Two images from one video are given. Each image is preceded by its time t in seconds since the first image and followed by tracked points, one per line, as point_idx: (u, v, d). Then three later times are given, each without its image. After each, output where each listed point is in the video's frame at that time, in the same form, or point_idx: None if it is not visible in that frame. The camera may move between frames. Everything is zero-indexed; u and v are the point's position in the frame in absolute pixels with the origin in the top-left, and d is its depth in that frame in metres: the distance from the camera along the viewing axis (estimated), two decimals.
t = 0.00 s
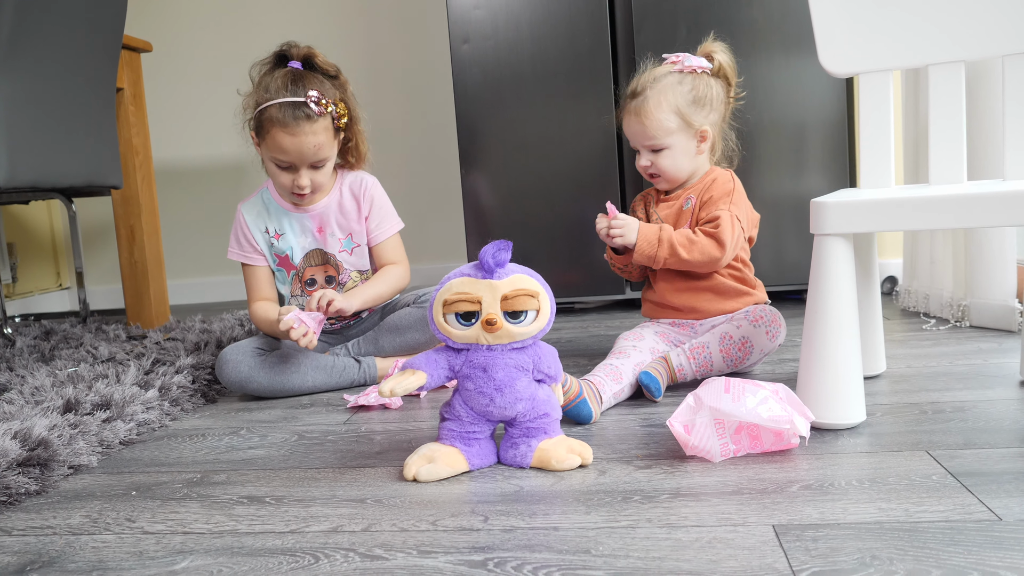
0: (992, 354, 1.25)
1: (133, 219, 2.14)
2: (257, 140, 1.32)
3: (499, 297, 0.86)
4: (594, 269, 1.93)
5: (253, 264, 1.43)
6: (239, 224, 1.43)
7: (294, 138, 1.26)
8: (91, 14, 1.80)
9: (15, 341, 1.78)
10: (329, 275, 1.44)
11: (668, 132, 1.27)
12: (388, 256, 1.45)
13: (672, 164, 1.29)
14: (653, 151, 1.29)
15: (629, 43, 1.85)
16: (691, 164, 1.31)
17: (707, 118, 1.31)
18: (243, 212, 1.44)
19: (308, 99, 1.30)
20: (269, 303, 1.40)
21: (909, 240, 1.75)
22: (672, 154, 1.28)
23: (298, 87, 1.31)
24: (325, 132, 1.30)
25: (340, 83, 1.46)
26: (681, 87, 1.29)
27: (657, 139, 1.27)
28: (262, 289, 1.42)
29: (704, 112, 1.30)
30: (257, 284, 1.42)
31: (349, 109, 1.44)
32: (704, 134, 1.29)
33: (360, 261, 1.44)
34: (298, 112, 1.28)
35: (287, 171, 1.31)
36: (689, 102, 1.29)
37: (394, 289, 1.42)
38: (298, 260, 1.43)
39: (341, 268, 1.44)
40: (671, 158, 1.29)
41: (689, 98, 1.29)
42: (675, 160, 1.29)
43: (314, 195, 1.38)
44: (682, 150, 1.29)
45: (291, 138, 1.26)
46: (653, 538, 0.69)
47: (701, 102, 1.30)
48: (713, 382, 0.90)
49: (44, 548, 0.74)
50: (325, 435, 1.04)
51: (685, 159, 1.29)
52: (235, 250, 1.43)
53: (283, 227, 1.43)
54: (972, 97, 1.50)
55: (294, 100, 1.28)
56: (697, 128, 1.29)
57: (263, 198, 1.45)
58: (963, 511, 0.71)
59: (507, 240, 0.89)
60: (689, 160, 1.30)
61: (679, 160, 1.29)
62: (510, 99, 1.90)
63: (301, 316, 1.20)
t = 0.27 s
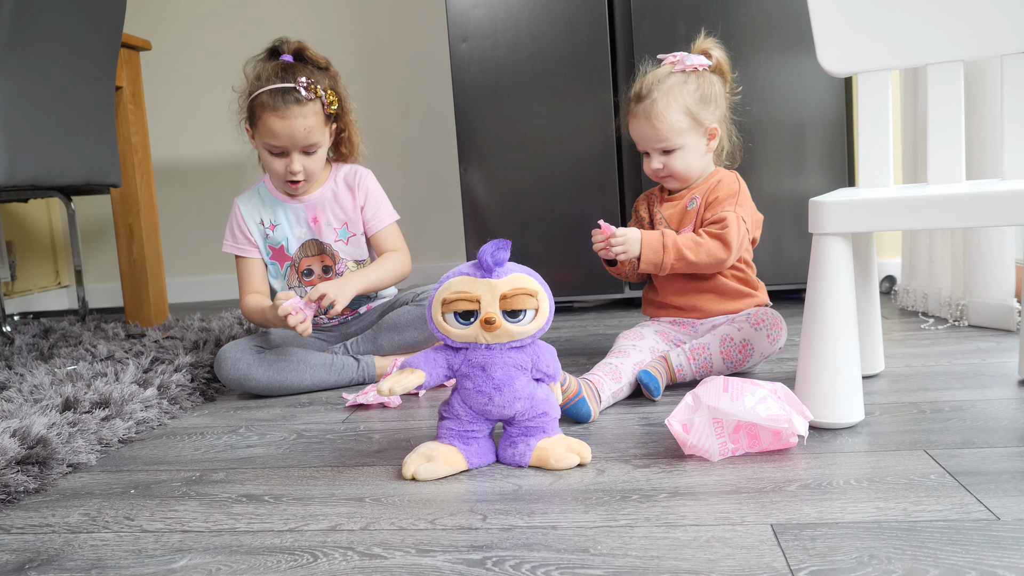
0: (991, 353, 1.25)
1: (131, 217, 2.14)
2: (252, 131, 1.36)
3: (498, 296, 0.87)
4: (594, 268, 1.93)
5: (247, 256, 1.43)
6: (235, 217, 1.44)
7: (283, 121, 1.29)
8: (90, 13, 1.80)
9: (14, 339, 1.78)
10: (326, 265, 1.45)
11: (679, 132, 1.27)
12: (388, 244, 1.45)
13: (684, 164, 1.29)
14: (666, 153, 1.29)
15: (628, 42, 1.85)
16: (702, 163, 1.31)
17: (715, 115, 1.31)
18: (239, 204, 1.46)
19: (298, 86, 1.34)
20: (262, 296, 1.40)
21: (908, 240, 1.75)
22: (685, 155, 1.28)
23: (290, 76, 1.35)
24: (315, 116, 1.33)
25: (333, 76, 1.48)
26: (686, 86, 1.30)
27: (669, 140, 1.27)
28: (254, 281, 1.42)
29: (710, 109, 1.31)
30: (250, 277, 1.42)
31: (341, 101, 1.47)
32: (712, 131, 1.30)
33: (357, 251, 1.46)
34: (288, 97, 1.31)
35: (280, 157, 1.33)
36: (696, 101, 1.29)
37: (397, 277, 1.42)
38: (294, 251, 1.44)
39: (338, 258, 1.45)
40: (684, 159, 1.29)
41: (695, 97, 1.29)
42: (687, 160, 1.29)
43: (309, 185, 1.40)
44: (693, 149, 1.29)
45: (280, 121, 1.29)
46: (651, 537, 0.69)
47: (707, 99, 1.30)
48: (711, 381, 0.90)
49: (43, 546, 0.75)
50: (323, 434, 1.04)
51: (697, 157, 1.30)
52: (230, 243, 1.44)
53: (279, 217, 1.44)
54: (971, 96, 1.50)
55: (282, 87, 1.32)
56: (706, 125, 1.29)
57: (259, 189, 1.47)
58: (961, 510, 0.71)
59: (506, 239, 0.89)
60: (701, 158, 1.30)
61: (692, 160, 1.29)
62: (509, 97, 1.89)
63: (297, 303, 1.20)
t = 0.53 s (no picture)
0: (991, 354, 1.25)
1: (132, 218, 2.14)
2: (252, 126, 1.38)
3: (498, 297, 0.87)
4: (594, 269, 1.93)
5: (248, 252, 1.44)
6: (236, 215, 1.45)
7: (281, 111, 1.31)
8: (91, 13, 1.80)
9: (15, 340, 1.78)
10: (326, 259, 1.45)
11: (684, 131, 1.27)
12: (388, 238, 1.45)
13: (689, 164, 1.29)
14: (670, 151, 1.28)
15: (628, 43, 1.85)
16: (706, 163, 1.31)
17: (719, 115, 1.31)
18: (241, 200, 1.47)
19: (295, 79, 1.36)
20: (263, 292, 1.40)
21: (908, 240, 1.75)
22: (689, 154, 1.28)
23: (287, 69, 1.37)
24: (311, 107, 1.34)
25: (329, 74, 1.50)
26: (691, 86, 1.30)
27: (674, 138, 1.27)
28: (256, 279, 1.42)
29: (714, 110, 1.31)
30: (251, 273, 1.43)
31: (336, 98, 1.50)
32: (716, 132, 1.30)
33: (357, 245, 1.46)
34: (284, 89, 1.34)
35: (278, 148, 1.35)
36: (701, 100, 1.29)
37: (398, 272, 1.41)
38: (294, 245, 1.45)
39: (337, 251, 1.46)
40: (688, 158, 1.29)
41: (700, 96, 1.29)
42: (691, 159, 1.29)
43: (308, 177, 1.41)
44: (698, 148, 1.29)
45: (278, 111, 1.31)
46: (651, 539, 0.69)
47: (711, 99, 1.30)
48: (711, 382, 0.90)
49: (44, 547, 0.75)
50: (324, 435, 1.04)
51: (701, 157, 1.29)
52: (231, 240, 1.44)
53: (279, 212, 1.45)
54: (971, 96, 1.50)
55: (279, 80, 1.35)
56: (711, 125, 1.29)
57: (261, 186, 1.48)
58: (961, 512, 0.71)
59: (505, 241, 0.89)
60: (705, 158, 1.30)
61: (696, 159, 1.29)
62: (510, 98, 1.90)
63: (302, 301, 1.20)
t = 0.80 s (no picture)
0: (992, 356, 1.25)
1: (133, 220, 2.14)
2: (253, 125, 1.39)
3: (498, 300, 0.87)
4: (595, 271, 1.94)
5: (251, 250, 1.43)
6: (240, 216, 1.46)
7: (283, 104, 1.32)
8: (92, 17, 1.80)
9: (16, 343, 1.78)
10: (329, 257, 1.45)
11: (675, 135, 1.27)
12: (388, 238, 1.45)
13: (680, 167, 1.29)
14: (662, 154, 1.29)
15: (629, 45, 1.85)
16: (699, 167, 1.31)
17: (713, 120, 1.31)
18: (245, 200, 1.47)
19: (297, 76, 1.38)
20: (268, 292, 1.39)
21: (909, 242, 1.75)
22: (680, 157, 1.29)
23: (289, 69, 1.40)
24: (312, 101, 1.36)
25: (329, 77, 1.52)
26: (685, 90, 1.30)
27: (664, 141, 1.28)
28: (259, 279, 1.41)
29: (709, 114, 1.31)
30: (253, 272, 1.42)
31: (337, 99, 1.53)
32: (711, 136, 1.29)
33: (358, 244, 1.46)
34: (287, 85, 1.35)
35: (281, 143, 1.35)
36: (694, 104, 1.29)
37: (401, 270, 1.41)
38: (297, 244, 1.45)
39: (340, 250, 1.46)
40: (680, 162, 1.29)
41: (693, 100, 1.29)
42: (684, 162, 1.29)
43: (311, 173, 1.41)
44: (690, 152, 1.29)
45: (280, 106, 1.32)
46: (652, 541, 0.69)
47: (705, 104, 1.30)
48: (712, 385, 0.90)
49: (44, 550, 0.75)
50: (324, 438, 1.04)
51: (692, 162, 1.30)
52: (235, 240, 1.44)
53: (282, 211, 1.46)
54: (972, 98, 1.50)
55: (282, 77, 1.37)
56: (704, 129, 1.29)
57: (266, 187, 1.49)
58: (962, 515, 0.71)
59: (506, 243, 0.90)
60: (697, 163, 1.30)
61: (688, 162, 1.29)
62: (510, 100, 1.90)
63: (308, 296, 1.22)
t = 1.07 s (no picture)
0: (992, 359, 1.25)
1: (133, 222, 2.14)
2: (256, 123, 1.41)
3: (498, 302, 0.87)
4: (594, 273, 1.94)
5: (250, 247, 1.40)
6: (240, 216, 1.43)
7: (287, 99, 1.35)
8: (92, 19, 1.81)
9: (15, 344, 1.78)
10: (330, 258, 1.45)
11: (648, 146, 1.28)
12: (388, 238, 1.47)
13: (656, 177, 1.30)
14: (639, 164, 1.31)
15: (629, 47, 1.86)
16: (678, 177, 1.31)
17: (689, 129, 1.31)
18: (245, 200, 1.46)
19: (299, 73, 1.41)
20: (261, 297, 1.33)
21: (908, 245, 1.75)
22: (656, 168, 1.30)
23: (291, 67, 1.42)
24: (314, 97, 1.38)
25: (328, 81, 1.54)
26: (660, 100, 1.30)
27: (638, 152, 1.29)
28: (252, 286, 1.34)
29: (685, 124, 1.31)
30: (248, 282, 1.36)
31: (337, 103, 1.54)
32: (687, 146, 1.29)
33: (359, 245, 1.46)
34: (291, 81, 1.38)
35: (284, 138, 1.37)
36: (668, 114, 1.29)
37: (401, 268, 1.42)
38: (298, 245, 1.44)
39: (342, 251, 1.46)
40: (656, 171, 1.30)
41: (668, 110, 1.29)
42: (659, 172, 1.30)
43: (314, 170, 1.43)
44: (666, 162, 1.29)
45: (283, 99, 1.35)
46: (651, 544, 0.69)
47: (682, 113, 1.30)
48: (711, 387, 0.90)
49: (44, 553, 0.75)
50: (323, 440, 1.04)
51: (669, 171, 1.30)
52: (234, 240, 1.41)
53: (284, 212, 1.45)
54: (971, 101, 1.50)
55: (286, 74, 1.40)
56: (679, 139, 1.29)
57: (265, 187, 1.49)
58: (962, 518, 0.71)
59: (506, 246, 0.90)
60: (675, 172, 1.30)
61: (663, 172, 1.30)
62: (510, 102, 1.90)
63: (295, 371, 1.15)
